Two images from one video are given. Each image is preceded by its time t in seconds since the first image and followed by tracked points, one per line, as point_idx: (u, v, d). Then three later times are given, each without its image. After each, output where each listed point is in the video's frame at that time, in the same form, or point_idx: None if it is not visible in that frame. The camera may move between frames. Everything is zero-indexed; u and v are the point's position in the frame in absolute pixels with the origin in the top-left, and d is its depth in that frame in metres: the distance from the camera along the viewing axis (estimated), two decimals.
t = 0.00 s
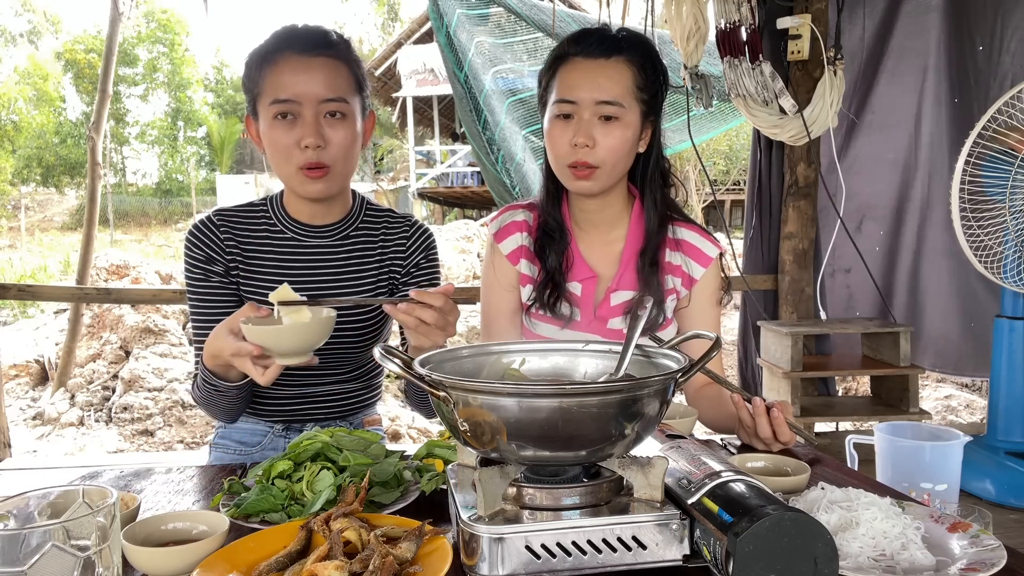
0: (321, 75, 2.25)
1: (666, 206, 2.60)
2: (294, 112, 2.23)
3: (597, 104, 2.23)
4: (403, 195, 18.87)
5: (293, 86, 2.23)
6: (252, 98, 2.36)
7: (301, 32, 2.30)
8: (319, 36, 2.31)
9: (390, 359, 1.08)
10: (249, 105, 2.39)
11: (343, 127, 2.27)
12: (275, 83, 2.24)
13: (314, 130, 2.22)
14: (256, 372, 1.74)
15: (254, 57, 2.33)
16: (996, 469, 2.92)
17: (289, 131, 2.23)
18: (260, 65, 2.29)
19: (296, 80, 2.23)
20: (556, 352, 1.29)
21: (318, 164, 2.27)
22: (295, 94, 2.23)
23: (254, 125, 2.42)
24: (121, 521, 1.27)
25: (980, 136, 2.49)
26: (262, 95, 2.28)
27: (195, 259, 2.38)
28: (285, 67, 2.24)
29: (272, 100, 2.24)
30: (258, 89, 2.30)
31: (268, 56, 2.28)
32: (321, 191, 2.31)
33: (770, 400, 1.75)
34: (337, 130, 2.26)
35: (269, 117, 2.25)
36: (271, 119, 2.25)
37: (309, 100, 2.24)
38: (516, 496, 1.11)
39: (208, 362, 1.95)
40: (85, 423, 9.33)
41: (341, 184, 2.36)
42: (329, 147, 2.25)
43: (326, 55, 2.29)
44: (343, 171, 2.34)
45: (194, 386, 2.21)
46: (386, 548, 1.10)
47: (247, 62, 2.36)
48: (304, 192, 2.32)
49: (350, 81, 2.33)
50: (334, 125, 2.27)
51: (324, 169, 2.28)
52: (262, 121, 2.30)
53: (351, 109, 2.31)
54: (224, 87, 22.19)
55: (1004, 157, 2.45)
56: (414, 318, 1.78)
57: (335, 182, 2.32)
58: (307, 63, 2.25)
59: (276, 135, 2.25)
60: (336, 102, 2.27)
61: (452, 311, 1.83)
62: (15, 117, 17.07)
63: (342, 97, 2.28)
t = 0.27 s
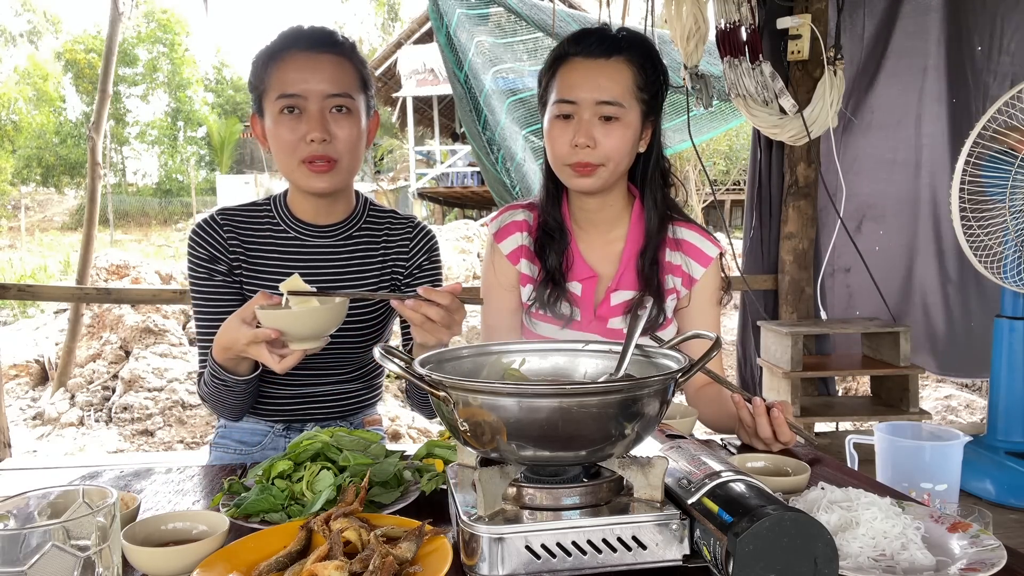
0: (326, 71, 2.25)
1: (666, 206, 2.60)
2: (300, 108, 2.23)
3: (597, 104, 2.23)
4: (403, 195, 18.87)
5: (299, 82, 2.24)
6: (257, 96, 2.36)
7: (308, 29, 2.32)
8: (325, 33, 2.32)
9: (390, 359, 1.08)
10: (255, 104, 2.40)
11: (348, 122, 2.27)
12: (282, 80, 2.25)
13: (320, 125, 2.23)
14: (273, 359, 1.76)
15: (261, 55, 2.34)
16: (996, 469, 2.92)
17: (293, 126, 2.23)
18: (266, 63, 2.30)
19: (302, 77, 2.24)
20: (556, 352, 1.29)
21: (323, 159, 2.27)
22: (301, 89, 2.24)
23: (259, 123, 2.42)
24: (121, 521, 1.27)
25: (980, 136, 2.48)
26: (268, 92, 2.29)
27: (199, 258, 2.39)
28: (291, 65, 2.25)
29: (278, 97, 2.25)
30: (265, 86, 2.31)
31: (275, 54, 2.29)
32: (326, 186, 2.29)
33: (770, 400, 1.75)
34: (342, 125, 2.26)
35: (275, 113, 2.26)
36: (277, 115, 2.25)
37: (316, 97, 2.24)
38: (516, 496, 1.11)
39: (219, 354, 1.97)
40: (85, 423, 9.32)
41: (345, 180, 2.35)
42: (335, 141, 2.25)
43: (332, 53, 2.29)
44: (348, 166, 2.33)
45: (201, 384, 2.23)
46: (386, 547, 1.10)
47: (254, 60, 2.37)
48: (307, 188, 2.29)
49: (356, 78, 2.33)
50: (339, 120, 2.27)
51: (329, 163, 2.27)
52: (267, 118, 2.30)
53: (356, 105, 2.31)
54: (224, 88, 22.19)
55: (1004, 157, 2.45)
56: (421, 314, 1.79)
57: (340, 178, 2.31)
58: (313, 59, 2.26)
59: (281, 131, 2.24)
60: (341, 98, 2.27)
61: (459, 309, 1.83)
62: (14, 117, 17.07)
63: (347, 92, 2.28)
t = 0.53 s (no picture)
0: (333, 70, 2.26)
1: (667, 206, 2.60)
2: (307, 106, 2.23)
3: (597, 104, 2.23)
4: (403, 195, 18.87)
5: (307, 81, 2.24)
6: (265, 95, 2.37)
7: (316, 28, 2.32)
8: (334, 32, 2.32)
9: (390, 359, 1.08)
10: (263, 103, 2.40)
11: (355, 121, 2.27)
12: (289, 79, 2.26)
13: (327, 123, 2.22)
14: (291, 344, 1.73)
15: (270, 55, 2.35)
16: (996, 469, 2.91)
17: (301, 125, 2.23)
18: (275, 61, 2.30)
19: (310, 77, 2.24)
20: (557, 352, 1.29)
21: (329, 157, 2.27)
22: (309, 87, 2.24)
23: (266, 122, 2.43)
24: (121, 521, 1.27)
25: (980, 136, 2.48)
26: (276, 91, 2.29)
27: (204, 256, 2.39)
28: (299, 64, 2.25)
29: (286, 95, 2.25)
30: (272, 85, 2.31)
31: (284, 52, 2.29)
32: (331, 186, 2.29)
33: (770, 400, 1.75)
34: (348, 124, 2.26)
35: (282, 111, 2.26)
36: (284, 113, 2.25)
37: (323, 96, 2.24)
38: (516, 495, 1.11)
39: (226, 348, 1.98)
40: (85, 423, 9.32)
41: (351, 179, 2.35)
42: (341, 140, 2.25)
43: (340, 53, 2.29)
44: (354, 165, 2.33)
45: (205, 381, 2.25)
46: (386, 547, 1.10)
47: (263, 59, 2.38)
48: (314, 188, 2.30)
49: (363, 78, 2.33)
50: (346, 119, 2.26)
51: (335, 161, 2.27)
52: (275, 116, 2.30)
53: (362, 104, 2.31)
54: (224, 88, 22.23)
55: (1004, 157, 2.44)
56: (423, 310, 1.79)
57: (346, 177, 2.31)
58: (321, 59, 2.26)
59: (288, 130, 2.24)
60: (348, 97, 2.27)
61: (461, 307, 1.83)
62: (15, 118, 17.08)
63: (354, 91, 2.28)
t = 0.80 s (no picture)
0: (342, 70, 2.26)
1: (668, 206, 2.60)
2: (317, 106, 2.23)
3: (598, 104, 2.23)
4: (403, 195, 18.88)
5: (317, 80, 2.24)
6: (274, 94, 2.37)
7: (326, 29, 2.32)
8: (343, 32, 2.32)
9: (390, 359, 1.08)
10: (271, 102, 2.40)
11: (363, 121, 2.27)
12: (299, 78, 2.26)
13: (336, 122, 2.22)
14: (299, 335, 1.73)
15: (280, 55, 2.35)
16: (996, 469, 2.92)
17: (309, 124, 2.23)
18: (285, 61, 2.30)
19: (319, 76, 2.24)
20: (556, 352, 1.29)
21: (337, 157, 2.26)
22: (319, 87, 2.24)
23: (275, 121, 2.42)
24: (121, 521, 1.27)
25: (980, 136, 2.48)
26: (286, 90, 2.29)
27: (209, 254, 2.38)
28: (310, 64, 2.26)
29: (295, 94, 2.24)
30: (282, 84, 2.31)
31: (294, 52, 2.29)
32: (338, 184, 2.28)
33: (770, 400, 1.75)
34: (357, 124, 2.26)
35: (291, 110, 2.25)
36: (293, 112, 2.25)
37: (332, 95, 2.24)
38: (516, 495, 1.11)
39: (232, 343, 1.98)
40: (85, 424, 9.31)
41: (357, 179, 2.35)
42: (350, 140, 2.25)
43: (349, 53, 2.30)
44: (361, 165, 2.33)
45: (207, 378, 2.25)
46: (386, 547, 1.10)
47: (272, 59, 2.38)
48: (320, 186, 2.29)
49: (372, 79, 2.34)
50: (354, 119, 2.26)
51: (343, 160, 2.27)
52: (283, 115, 2.29)
53: (370, 104, 2.31)
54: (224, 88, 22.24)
55: (1004, 157, 2.44)
56: (429, 304, 1.79)
57: (353, 177, 2.31)
58: (330, 58, 2.26)
59: (296, 129, 2.24)
60: (357, 97, 2.27)
61: (467, 301, 1.83)
62: (15, 118, 17.08)
63: (363, 92, 2.28)
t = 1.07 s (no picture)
0: (348, 69, 2.26)
1: (668, 206, 2.60)
2: (323, 104, 2.23)
3: (599, 103, 2.23)
4: (403, 195, 18.88)
5: (322, 80, 2.24)
6: (278, 94, 2.37)
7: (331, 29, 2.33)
8: (348, 33, 2.33)
9: (390, 359, 1.08)
10: (276, 102, 2.40)
11: (368, 120, 2.28)
12: (304, 78, 2.26)
13: (341, 121, 2.23)
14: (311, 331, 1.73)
15: (285, 56, 2.35)
16: (996, 469, 2.92)
17: (315, 123, 2.23)
18: (291, 61, 2.31)
19: (325, 76, 2.24)
20: (557, 352, 1.29)
21: (343, 155, 2.26)
22: (325, 86, 2.24)
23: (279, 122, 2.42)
24: (121, 521, 1.27)
25: (980, 136, 2.48)
26: (290, 90, 2.29)
27: (212, 253, 2.38)
28: (315, 64, 2.26)
29: (301, 93, 2.24)
30: (286, 84, 2.31)
31: (299, 52, 2.30)
32: (345, 182, 2.28)
33: (770, 400, 1.75)
34: (362, 123, 2.27)
35: (297, 109, 2.25)
36: (299, 110, 2.24)
37: (338, 95, 2.25)
38: (516, 495, 1.11)
39: (239, 341, 1.98)
40: (85, 424, 9.31)
41: (362, 177, 2.35)
42: (355, 138, 2.25)
43: (354, 53, 2.31)
44: (366, 164, 2.33)
45: (210, 378, 2.26)
46: (386, 548, 1.10)
47: (277, 59, 2.38)
48: (326, 184, 2.29)
49: (377, 79, 2.34)
50: (360, 118, 2.27)
51: (349, 159, 2.27)
52: (288, 114, 2.29)
53: (376, 103, 2.32)
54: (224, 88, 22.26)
55: (1004, 157, 2.44)
56: (436, 297, 1.79)
57: (359, 175, 2.31)
58: (335, 58, 2.27)
59: (302, 128, 2.24)
60: (363, 96, 2.28)
61: (474, 295, 1.83)
62: (15, 118, 17.08)
63: (368, 91, 2.29)
